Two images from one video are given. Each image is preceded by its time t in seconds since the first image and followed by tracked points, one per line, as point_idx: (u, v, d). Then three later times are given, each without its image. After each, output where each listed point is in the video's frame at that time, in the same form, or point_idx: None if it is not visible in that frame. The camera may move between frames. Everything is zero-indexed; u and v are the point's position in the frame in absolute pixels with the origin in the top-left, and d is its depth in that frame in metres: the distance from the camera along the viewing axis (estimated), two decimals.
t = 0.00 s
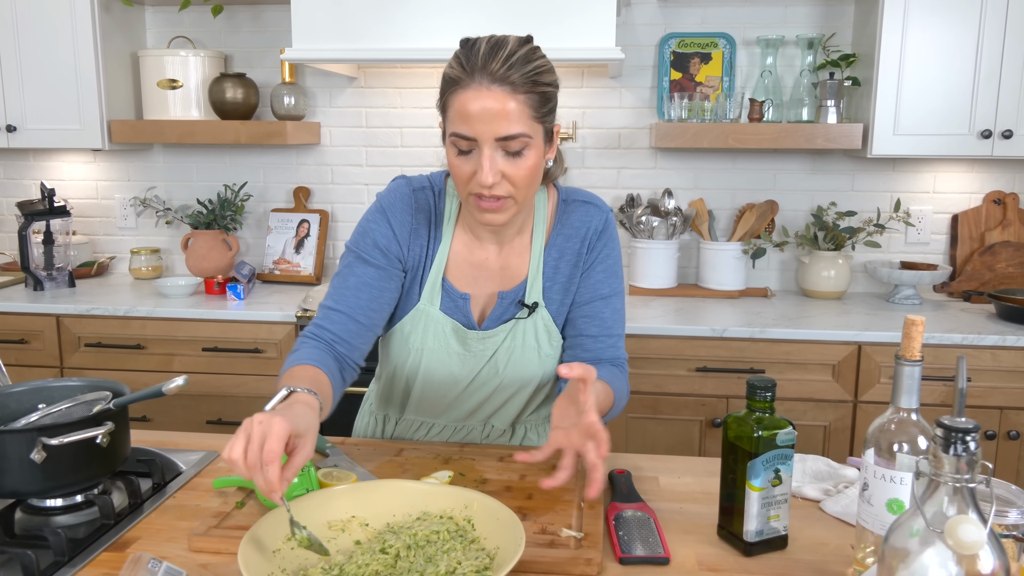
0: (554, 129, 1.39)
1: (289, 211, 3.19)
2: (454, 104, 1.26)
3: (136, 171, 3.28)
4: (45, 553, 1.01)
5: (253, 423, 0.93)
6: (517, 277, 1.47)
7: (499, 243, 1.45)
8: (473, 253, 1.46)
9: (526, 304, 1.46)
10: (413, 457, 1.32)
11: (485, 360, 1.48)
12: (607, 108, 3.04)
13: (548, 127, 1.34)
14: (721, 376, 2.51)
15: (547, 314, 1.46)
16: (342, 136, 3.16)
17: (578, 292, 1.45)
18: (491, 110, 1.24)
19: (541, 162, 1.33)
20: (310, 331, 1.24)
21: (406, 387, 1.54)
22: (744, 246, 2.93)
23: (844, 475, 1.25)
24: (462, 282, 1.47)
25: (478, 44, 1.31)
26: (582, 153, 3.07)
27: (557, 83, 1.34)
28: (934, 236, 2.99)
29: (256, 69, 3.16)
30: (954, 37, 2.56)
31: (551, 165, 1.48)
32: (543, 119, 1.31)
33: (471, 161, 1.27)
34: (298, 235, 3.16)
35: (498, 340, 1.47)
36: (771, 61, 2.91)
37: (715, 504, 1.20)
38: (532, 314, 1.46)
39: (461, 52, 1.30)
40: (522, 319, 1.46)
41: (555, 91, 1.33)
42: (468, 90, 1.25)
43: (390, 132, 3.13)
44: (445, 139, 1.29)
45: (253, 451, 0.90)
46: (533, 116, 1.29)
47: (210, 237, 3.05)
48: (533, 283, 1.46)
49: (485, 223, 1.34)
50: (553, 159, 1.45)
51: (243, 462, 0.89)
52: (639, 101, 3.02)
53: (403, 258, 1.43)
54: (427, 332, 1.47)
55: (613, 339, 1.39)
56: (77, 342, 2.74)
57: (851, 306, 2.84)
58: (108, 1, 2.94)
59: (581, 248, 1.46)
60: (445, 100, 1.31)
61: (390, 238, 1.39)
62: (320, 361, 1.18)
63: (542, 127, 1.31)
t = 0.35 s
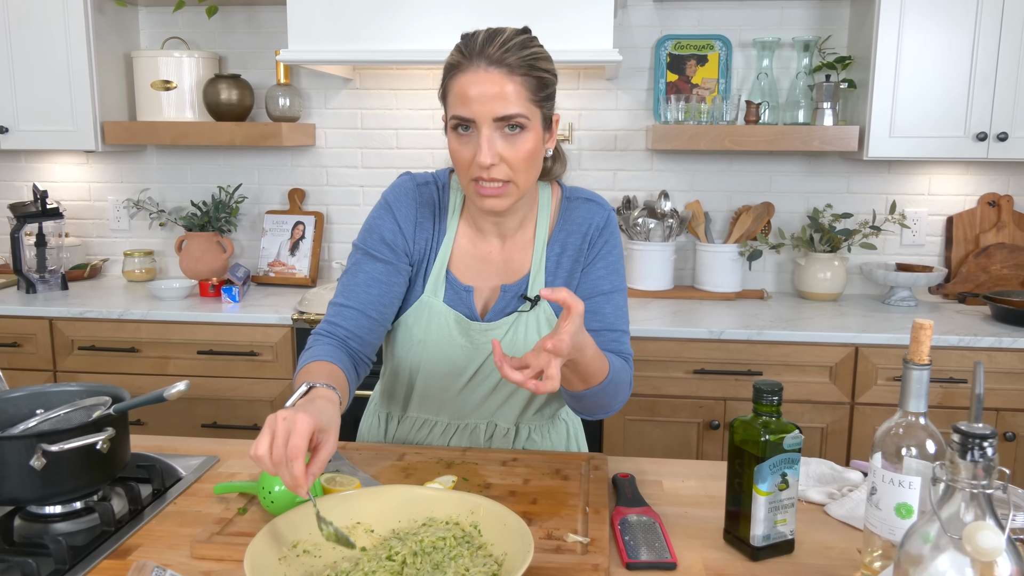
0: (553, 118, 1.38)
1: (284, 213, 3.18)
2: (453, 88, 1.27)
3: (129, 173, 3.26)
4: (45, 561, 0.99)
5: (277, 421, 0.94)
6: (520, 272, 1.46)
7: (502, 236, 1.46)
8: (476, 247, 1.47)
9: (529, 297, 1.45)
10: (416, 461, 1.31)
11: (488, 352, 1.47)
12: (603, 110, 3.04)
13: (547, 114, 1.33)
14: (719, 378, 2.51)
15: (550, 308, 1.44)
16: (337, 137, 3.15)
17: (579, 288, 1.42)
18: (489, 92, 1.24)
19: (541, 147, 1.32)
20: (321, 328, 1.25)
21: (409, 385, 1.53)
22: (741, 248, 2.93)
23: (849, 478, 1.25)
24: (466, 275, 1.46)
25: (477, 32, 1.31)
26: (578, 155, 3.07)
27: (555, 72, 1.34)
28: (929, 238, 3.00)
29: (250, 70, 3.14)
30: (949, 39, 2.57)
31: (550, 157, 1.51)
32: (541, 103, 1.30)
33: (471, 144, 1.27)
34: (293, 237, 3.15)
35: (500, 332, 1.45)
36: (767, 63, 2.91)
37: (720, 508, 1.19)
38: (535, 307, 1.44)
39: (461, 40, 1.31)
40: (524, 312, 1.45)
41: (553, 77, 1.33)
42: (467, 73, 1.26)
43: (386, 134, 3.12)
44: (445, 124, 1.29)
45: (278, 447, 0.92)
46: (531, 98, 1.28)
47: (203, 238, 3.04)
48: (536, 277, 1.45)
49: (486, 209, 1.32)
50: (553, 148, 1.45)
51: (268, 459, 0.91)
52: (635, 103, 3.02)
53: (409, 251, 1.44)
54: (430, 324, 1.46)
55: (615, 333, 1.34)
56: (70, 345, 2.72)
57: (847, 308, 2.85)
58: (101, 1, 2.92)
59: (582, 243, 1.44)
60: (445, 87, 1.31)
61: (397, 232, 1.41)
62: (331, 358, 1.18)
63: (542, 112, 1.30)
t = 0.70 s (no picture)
0: (568, 131, 1.38)
1: (279, 215, 3.16)
2: (471, 100, 1.25)
3: (123, 175, 3.24)
4: (49, 571, 0.98)
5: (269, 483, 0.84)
6: (533, 285, 1.46)
7: (514, 246, 1.45)
8: (488, 257, 1.46)
9: (545, 312, 1.44)
10: (421, 466, 1.30)
11: (501, 365, 1.46)
12: (599, 111, 3.03)
13: (563, 128, 1.33)
14: (718, 379, 2.51)
15: (566, 324, 1.44)
16: (332, 139, 3.14)
17: (590, 304, 1.44)
18: (509, 106, 1.23)
19: (556, 163, 1.32)
20: (326, 339, 1.16)
21: (419, 393, 1.52)
22: (738, 249, 2.93)
23: (856, 481, 1.24)
24: (479, 286, 1.45)
25: (496, 43, 1.30)
26: (575, 156, 3.06)
27: (573, 83, 1.34)
28: (925, 238, 3.01)
29: (244, 71, 3.12)
30: (945, 39, 2.58)
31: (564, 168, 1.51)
32: (558, 118, 1.30)
33: (489, 159, 1.26)
34: (288, 239, 3.13)
35: (515, 346, 1.44)
36: (763, 64, 2.91)
37: (729, 511, 1.19)
38: (550, 322, 1.44)
39: (479, 50, 1.29)
40: (541, 326, 1.44)
41: (570, 91, 1.33)
42: (487, 86, 1.24)
43: (381, 136, 3.11)
44: (461, 136, 1.28)
45: (263, 515, 0.81)
46: (550, 114, 1.28)
47: (197, 240, 3.03)
48: (552, 292, 1.44)
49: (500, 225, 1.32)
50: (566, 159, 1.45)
51: (249, 527, 0.81)
52: (631, 104, 3.02)
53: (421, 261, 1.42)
54: (443, 336, 1.45)
55: (619, 354, 1.39)
56: (64, 350, 2.69)
57: (845, 309, 2.85)
58: (95, 3, 2.90)
59: (596, 261, 1.45)
60: (461, 97, 1.30)
61: (410, 240, 1.38)
62: (333, 381, 1.10)
63: (558, 126, 1.30)
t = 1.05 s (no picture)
0: (572, 142, 1.37)
1: (273, 219, 3.14)
2: (473, 116, 1.24)
3: (115, 180, 3.21)
4: None
5: (354, 479, 0.93)
6: (536, 296, 1.44)
7: (515, 256, 1.44)
8: (488, 268, 1.44)
9: (549, 323, 1.42)
10: (426, 472, 1.29)
11: (503, 377, 1.45)
12: (595, 113, 3.02)
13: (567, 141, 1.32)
14: (717, 381, 2.51)
15: (570, 334, 1.43)
16: (327, 142, 3.12)
17: (596, 314, 1.43)
18: (513, 123, 1.22)
19: (560, 177, 1.31)
20: (304, 339, 1.16)
21: (421, 405, 1.52)
22: (735, 250, 2.93)
23: (865, 481, 1.24)
24: (478, 298, 1.44)
25: (499, 56, 1.28)
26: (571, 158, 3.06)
27: (578, 95, 1.32)
28: (921, 238, 3.02)
29: (238, 74, 3.10)
30: (939, 40, 2.58)
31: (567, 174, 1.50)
32: (563, 132, 1.29)
33: (491, 176, 1.25)
34: (283, 244, 3.11)
35: (516, 358, 1.43)
36: (759, 65, 2.91)
37: (738, 514, 1.18)
38: (554, 333, 1.42)
39: (482, 63, 1.28)
40: (544, 338, 1.42)
41: (575, 103, 1.31)
42: (490, 102, 1.22)
43: (376, 138, 3.09)
44: (463, 152, 1.26)
45: (371, 509, 0.91)
46: (555, 130, 1.27)
47: (192, 246, 2.99)
48: (555, 303, 1.43)
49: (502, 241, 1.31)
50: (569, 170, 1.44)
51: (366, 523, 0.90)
52: (627, 105, 3.01)
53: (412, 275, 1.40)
54: (443, 351, 1.43)
55: (626, 364, 1.39)
56: (58, 356, 2.67)
57: (842, 309, 2.86)
58: (85, 6, 2.88)
59: (601, 268, 1.44)
60: (463, 111, 1.28)
61: (401, 253, 1.36)
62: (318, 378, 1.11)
63: (563, 141, 1.29)
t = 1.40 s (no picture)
0: (562, 137, 1.36)
1: (260, 219, 3.10)
2: (461, 112, 1.22)
3: (99, 180, 3.16)
4: None
5: (342, 537, 0.83)
6: (530, 295, 1.42)
7: (507, 253, 1.43)
8: (480, 267, 1.43)
9: (543, 322, 1.41)
10: (424, 475, 1.27)
11: (499, 378, 1.43)
12: (585, 112, 3.02)
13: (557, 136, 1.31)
14: (709, 381, 2.50)
15: (564, 332, 1.41)
16: (315, 142, 3.09)
17: (592, 311, 1.41)
18: (501, 117, 1.20)
19: (551, 172, 1.30)
20: (310, 347, 1.13)
21: (417, 408, 1.50)
22: (725, 249, 2.93)
23: (865, 481, 1.23)
24: (471, 299, 1.42)
25: (485, 49, 1.27)
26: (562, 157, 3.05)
27: (567, 89, 1.31)
28: (909, 237, 3.03)
29: (224, 73, 3.07)
30: (928, 40, 2.60)
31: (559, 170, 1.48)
32: (552, 127, 1.27)
33: (480, 172, 1.23)
34: (271, 244, 3.08)
35: (512, 358, 1.41)
36: (749, 64, 2.92)
37: (740, 515, 1.17)
38: (549, 332, 1.40)
39: (467, 57, 1.26)
40: (539, 337, 1.41)
41: (563, 97, 1.30)
42: (477, 96, 1.21)
43: (365, 138, 3.07)
44: (451, 149, 1.25)
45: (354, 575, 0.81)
46: (544, 124, 1.25)
47: (178, 247, 2.94)
48: (549, 301, 1.41)
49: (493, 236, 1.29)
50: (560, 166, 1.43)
51: None
52: (617, 105, 3.00)
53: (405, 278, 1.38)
54: (436, 353, 1.42)
55: (625, 361, 1.38)
56: (42, 359, 2.62)
57: (832, 308, 2.86)
58: (69, 4, 2.83)
59: (594, 265, 1.43)
60: (450, 107, 1.27)
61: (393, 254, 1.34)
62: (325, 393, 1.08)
63: (552, 135, 1.28)
